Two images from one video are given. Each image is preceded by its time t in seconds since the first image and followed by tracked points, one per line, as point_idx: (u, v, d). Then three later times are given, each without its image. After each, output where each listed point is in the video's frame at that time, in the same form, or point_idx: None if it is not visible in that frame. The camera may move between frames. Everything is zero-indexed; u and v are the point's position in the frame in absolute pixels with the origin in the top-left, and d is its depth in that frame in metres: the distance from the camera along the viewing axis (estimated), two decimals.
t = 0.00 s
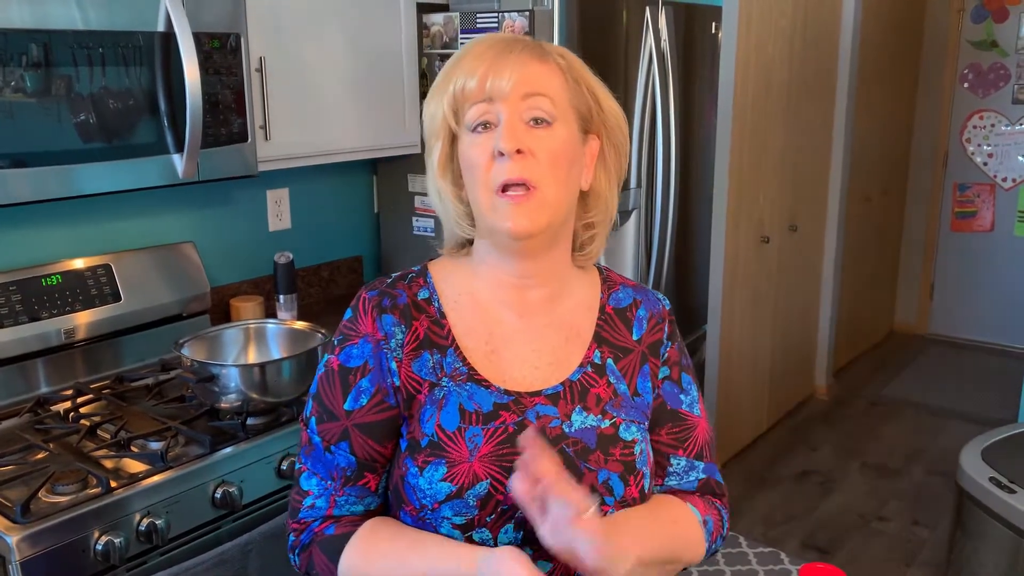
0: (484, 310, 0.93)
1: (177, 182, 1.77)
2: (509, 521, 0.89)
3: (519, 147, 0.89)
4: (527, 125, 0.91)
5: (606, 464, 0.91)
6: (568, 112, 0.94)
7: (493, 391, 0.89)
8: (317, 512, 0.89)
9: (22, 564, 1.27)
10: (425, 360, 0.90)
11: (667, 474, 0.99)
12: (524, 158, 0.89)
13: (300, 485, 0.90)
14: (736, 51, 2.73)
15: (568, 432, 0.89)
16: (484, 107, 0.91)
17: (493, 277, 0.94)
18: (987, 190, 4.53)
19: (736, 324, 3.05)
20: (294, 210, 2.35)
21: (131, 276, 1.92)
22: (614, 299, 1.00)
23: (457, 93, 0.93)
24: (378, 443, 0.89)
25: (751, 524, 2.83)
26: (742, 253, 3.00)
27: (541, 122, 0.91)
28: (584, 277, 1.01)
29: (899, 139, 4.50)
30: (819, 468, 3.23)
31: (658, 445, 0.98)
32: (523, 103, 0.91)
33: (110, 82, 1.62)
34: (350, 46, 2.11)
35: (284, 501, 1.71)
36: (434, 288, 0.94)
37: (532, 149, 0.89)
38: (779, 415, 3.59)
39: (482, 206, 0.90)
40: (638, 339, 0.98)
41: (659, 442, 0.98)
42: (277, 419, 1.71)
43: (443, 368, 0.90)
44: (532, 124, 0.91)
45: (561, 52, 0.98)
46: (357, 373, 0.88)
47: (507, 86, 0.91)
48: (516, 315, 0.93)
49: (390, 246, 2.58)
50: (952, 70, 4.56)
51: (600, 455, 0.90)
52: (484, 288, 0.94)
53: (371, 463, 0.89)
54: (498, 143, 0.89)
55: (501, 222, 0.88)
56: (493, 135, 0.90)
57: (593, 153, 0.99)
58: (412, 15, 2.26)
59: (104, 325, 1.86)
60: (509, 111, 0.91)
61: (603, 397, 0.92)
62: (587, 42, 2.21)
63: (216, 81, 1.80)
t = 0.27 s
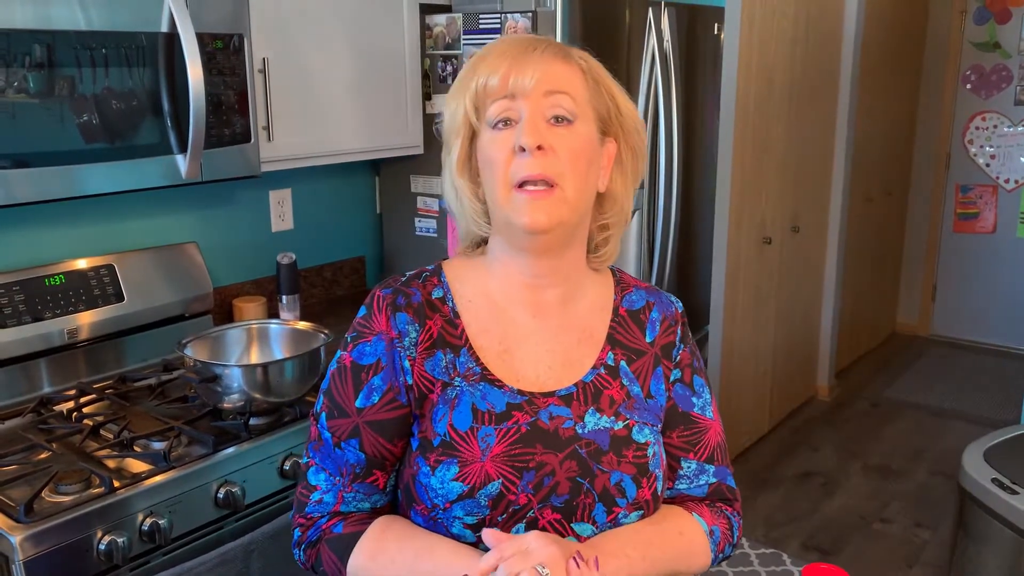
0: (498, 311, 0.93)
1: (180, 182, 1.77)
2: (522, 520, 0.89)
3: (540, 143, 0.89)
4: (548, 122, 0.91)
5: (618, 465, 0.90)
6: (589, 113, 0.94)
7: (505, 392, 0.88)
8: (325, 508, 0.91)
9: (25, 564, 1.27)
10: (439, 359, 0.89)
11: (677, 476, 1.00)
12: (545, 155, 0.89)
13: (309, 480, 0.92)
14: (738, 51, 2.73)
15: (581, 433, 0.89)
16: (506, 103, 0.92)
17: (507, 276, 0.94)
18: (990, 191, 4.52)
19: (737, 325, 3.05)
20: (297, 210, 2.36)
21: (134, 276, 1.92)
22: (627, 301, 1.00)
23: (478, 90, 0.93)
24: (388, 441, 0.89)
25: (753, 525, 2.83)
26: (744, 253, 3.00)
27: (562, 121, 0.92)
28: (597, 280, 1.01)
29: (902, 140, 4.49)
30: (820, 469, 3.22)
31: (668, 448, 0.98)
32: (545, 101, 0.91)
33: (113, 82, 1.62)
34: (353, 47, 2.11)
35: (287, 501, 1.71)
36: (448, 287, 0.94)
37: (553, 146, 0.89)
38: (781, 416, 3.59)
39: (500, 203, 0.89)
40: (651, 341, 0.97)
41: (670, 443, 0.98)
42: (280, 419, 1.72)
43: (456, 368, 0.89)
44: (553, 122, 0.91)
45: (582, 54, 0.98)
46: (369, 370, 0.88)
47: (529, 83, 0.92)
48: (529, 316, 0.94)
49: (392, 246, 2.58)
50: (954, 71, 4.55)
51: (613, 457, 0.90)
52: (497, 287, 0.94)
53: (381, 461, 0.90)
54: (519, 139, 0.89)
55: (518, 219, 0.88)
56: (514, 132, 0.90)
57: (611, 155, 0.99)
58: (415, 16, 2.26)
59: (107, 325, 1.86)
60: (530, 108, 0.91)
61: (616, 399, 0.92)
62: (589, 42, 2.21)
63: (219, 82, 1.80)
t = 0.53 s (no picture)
0: (508, 314, 0.93)
1: (182, 184, 1.78)
2: (532, 525, 0.89)
3: (554, 150, 0.89)
4: (563, 128, 0.91)
5: (629, 471, 0.91)
6: (603, 118, 0.94)
7: (516, 396, 0.89)
8: (333, 511, 0.90)
9: (27, 565, 1.27)
10: (449, 363, 0.89)
11: (685, 482, 1.00)
12: (559, 161, 0.89)
13: (317, 483, 0.91)
14: (739, 53, 2.73)
15: (591, 438, 0.89)
16: (521, 108, 0.92)
17: (517, 280, 0.94)
18: (991, 194, 4.53)
19: (738, 328, 3.05)
20: (299, 212, 2.36)
21: (136, 278, 1.92)
22: (636, 306, 1.00)
23: (492, 95, 0.93)
24: (398, 445, 0.88)
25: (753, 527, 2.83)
26: (745, 255, 3.00)
27: (577, 126, 0.92)
28: (606, 284, 1.01)
29: (903, 143, 4.49)
30: (821, 471, 3.22)
31: (676, 452, 0.99)
32: (560, 107, 0.91)
33: (116, 84, 1.63)
34: (355, 49, 2.12)
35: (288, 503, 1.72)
36: (458, 290, 0.95)
37: (568, 151, 0.89)
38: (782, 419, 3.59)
39: (513, 207, 0.90)
40: (661, 346, 0.98)
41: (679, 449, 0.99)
42: (281, 421, 1.72)
43: (466, 371, 0.89)
44: (568, 128, 0.91)
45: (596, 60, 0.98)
46: (379, 373, 0.87)
47: (543, 88, 0.92)
48: (539, 320, 0.94)
49: (393, 248, 2.58)
50: (956, 73, 4.56)
51: (623, 462, 0.91)
52: (508, 291, 0.95)
53: (390, 464, 0.89)
54: (533, 144, 0.89)
55: (532, 224, 0.88)
56: (529, 137, 0.90)
57: (623, 160, 0.99)
58: (417, 18, 2.27)
59: (109, 327, 1.86)
60: (545, 114, 0.91)
61: (626, 404, 0.93)
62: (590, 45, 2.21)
63: (221, 84, 1.80)
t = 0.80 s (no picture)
0: (509, 314, 0.93)
1: (182, 187, 1.78)
2: (534, 522, 0.87)
3: (569, 223, 0.83)
4: (579, 194, 0.84)
5: (630, 468, 0.90)
6: (619, 167, 0.86)
7: (517, 394, 0.89)
8: (321, 501, 0.87)
9: (27, 567, 1.27)
10: (450, 362, 0.89)
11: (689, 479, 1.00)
12: (572, 232, 0.84)
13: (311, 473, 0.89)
14: (740, 57, 2.73)
15: (593, 436, 0.89)
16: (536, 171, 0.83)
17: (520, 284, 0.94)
18: (990, 197, 4.53)
19: (738, 332, 3.05)
20: (299, 214, 2.36)
21: (136, 280, 1.92)
22: (638, 307, 0.99)
23: (507, 152, 0.82)
24: (386, 441, 0.87)
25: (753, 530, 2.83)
26: (745, 258, 3.01)
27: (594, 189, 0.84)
28: (608, 283, 1.00)
29: (903, 146, 4.50)
30: (821, 474, 3.22)
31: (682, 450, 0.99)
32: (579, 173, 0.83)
33: (116, 86, 1.63)
34: (356, 52, 2.12)
35: (288, 505, 1.71)
36: (460, 290, 0.94)
37: (582, 221, 0.84)
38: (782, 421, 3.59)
39: (520, 257, 0.86)
40: (662, 347, 0.97)
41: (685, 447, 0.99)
42: (281, 424, 1.72)
43: (468, 370, 0.89)
44: (584, 194, 0.84)
45: (614, 90, 0.86)
46: (374, 370, 0.86)
47: (569, 159, 0.82)
48: (540, 321, 0.93)
49: (394, 250, 2.58)
50: (956, 77, 4.56)
51: (625, 460, 0.90)
52: (510, 292, 0.94)
53: (379, 459, 0.87)
54: (549, 215, 0.83)
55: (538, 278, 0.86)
56: (543, 202, 0.83)
57: (633, 181, 0.92)
58: (417, 21, 2.27)
59: (109, 329, 1.86)
60: (562, 180, 0.83)
61: (627, 403, 0.92)
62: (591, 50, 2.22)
63: (222, 86, 1.81)
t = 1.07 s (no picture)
0: (507, 320, 0.94)
1: (181, 189, 1.78)
2: (533, 527, 0.87)
3: (572, 243, 0.84)
4: (582, 212, 0.84)
5: (629, 473, 0.90)
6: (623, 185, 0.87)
7: (516, 399, 0.89)
8: (307, 496, 0.89)
9: (26, 569, 1.27)
10: (447, 366, 0.90)
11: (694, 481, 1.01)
12: (575, 253, 0.85)
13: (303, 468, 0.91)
14: (739, 59, 2.73)
15: (591, 440, 0.89)
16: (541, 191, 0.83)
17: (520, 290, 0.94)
18: (990, 200, 4.53)
19: (738, 334, 3.05)
20: (298, 216, 2.36)
21: (136, 282, 1.92)
22: (636, 311, 1.00)
23: (512, 171, 0.82)
24: (372, 445, 0.88)
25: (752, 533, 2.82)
26: (745, 260, 3.01)
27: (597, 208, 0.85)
28: (608, 288, 1.00)
29: (903, 149, 4.50)
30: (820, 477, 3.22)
31: (686, 454, 1.00)
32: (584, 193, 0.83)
33: (116, 88, 1.63)
34: (355, 55, 2.12)
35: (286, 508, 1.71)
36: (458, 294, 0.95)
37: (585, 241, 0.85)
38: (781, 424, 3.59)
39: (522, 272, 0.87)
40: (660, 351, 0.98)
41: (690, 450, 1.00)
42: (280, 425, 1.72)
43: (466, 375, 0.90)
44: (588, 213, 0.85)
45: (618, 106, 0.86)
46: (365, 373, 0.87)
47: (574, 181, 0.82)
48: (539, 326, 0.94)
49: (393, 253, 2.59)
50: (955, 79, 4.56)
51: (624, 464, 0.90)
52: (509, 297, 0.95)
53: (364, 462, 0.88)
54: (552, 235, 0.84)
55: (539, 294, 0.87)
56: (546, 221, 0.84)
57: (636, 194, 0.92)
58: (417, 23, 2.27)
59: (109, 331, 1.86)
60: (566, 199, 0.83)
61: (625, 407, 0.93)
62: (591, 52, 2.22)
63: (222, 88, 1.81)
